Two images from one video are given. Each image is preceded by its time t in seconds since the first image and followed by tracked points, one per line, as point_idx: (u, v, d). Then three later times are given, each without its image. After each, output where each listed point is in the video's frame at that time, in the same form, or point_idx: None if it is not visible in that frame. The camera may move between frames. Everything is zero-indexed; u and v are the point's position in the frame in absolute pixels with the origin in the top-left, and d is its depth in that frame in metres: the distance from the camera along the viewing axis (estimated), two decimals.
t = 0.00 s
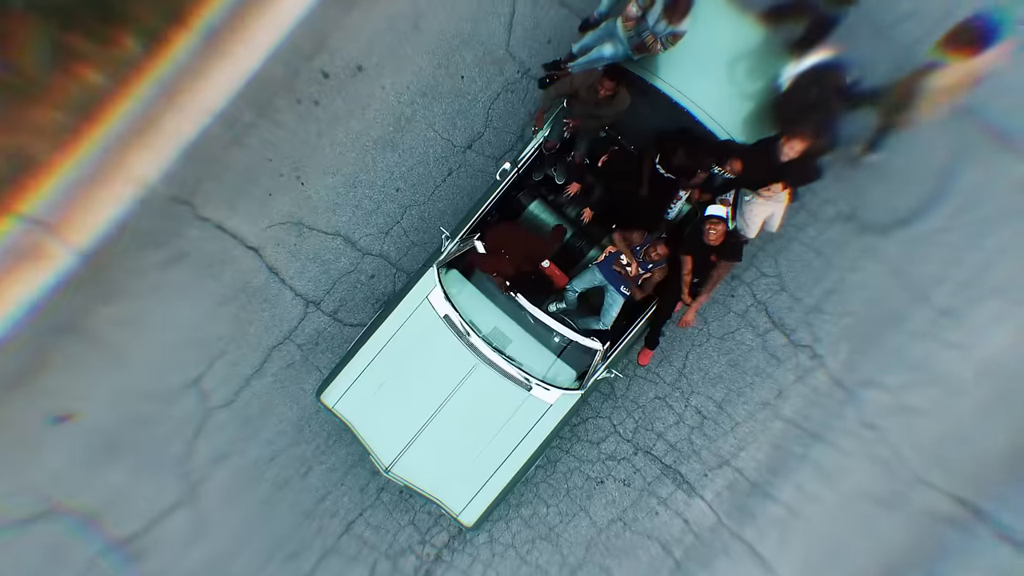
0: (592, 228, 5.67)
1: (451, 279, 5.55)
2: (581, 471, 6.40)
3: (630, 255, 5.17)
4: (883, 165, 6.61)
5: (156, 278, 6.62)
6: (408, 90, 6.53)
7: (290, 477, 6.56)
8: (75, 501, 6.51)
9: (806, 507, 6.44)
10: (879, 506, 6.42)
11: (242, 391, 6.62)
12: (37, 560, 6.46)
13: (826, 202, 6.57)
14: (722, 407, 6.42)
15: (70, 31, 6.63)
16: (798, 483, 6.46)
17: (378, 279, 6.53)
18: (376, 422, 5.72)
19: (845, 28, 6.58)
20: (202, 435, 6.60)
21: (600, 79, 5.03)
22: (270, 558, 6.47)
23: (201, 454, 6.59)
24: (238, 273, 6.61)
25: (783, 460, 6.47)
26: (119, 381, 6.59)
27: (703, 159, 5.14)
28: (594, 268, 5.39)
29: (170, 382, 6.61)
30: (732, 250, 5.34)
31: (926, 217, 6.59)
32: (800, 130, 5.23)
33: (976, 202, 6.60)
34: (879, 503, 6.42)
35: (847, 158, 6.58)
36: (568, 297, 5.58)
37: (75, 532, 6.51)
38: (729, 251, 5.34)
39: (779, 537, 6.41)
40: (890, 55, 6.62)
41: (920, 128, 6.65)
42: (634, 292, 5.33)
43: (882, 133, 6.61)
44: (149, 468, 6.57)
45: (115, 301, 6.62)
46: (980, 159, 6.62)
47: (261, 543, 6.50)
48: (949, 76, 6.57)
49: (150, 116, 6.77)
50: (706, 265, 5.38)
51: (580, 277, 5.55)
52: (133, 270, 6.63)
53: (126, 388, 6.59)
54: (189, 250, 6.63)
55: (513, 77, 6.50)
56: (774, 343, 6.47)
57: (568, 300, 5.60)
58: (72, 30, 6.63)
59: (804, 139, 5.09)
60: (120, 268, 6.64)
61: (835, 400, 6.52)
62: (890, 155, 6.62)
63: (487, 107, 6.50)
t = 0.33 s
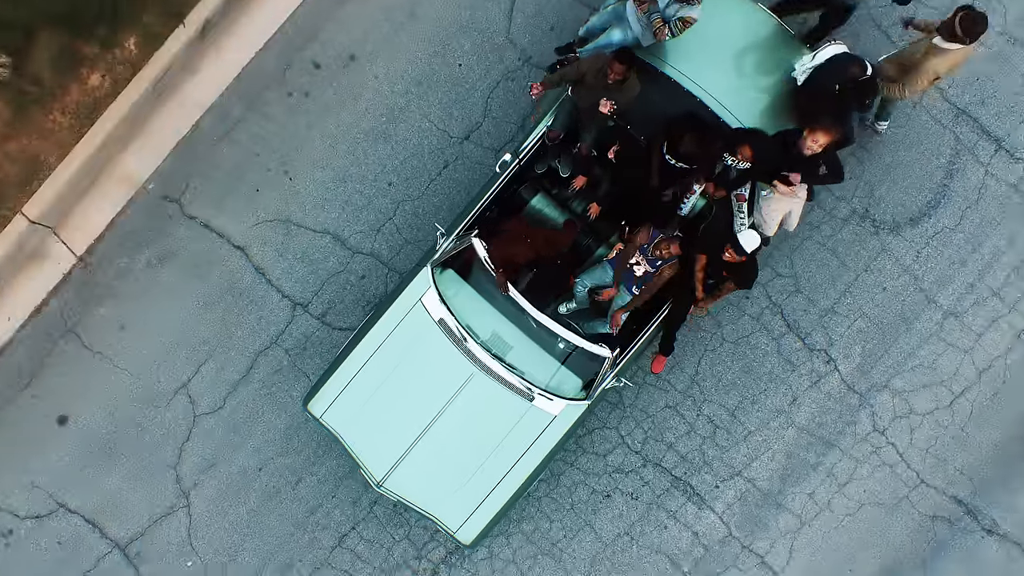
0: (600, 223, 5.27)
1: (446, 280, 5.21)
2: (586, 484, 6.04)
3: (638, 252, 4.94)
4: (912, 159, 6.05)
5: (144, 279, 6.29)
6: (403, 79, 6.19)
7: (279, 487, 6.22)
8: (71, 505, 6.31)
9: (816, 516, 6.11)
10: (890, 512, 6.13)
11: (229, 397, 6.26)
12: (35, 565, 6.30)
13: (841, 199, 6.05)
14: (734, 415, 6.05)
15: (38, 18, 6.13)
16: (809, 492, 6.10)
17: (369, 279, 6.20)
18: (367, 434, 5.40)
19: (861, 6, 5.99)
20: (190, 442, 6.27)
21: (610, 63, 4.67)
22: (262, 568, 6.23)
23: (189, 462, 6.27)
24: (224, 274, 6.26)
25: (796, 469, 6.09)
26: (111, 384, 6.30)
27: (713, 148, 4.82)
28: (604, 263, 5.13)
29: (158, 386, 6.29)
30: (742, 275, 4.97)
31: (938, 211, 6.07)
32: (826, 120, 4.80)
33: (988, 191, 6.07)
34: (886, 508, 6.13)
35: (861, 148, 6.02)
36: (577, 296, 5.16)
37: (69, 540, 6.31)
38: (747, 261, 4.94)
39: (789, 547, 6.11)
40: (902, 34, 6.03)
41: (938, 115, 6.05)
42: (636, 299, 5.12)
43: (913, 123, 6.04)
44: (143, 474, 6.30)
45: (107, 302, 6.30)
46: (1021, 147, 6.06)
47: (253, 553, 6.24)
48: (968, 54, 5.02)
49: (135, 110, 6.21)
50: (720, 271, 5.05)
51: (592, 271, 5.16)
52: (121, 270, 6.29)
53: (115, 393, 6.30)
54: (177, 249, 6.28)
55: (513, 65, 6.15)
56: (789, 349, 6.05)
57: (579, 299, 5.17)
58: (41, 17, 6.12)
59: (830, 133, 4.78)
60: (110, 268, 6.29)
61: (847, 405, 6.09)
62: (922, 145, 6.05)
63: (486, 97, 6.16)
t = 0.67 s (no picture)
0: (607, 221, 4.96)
1: (442, 281, 4.89)
2: (591, 498, 5.69)
3: (638, 251, 4.50)
4: (936, 153, 5.70)
5: (123, 280, 5.93)
6: (397, 68, 5.84)
7: (265, 501, 5.87)
8: (44, 519, 5.95)
9: (835, 532, 5.75)
10: (913, 527, 5.77)
11: (213, 406, 5.90)
12: None
13: (862, 194, 5.70)
14: (749, 425, 5.70)
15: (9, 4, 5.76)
16: (828, 506, 5.74)
17: (361, 280, 5.84)
18: (356, 446, 5.03)
19: None
20: (172, 453, 5.92)
21: (618, 48, 4.33)
22: None
23: (171, 474, 5.92)
24: (207, 274, 5.91)
25: (814, 481, 5.73)
26: (87, 391, 5.95)
27: (726, 136, 4.41)
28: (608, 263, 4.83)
29: (138, 393, 5.94)
30: (762, 285, 4.52)
31: (965, 207, 5.72)
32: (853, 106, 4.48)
33: (1018, 187, 5.72)
34: (910, 523, 5.77)
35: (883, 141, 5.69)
36: (581, 297, 4.88)
37: (43, 556, 5.95)
38: (764, 267, 4.54)
39: (806, 565, 5.75)
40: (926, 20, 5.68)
41: (965, 107, 5.70)
42: (636, 296, 4.67)
43: (938, 114, 5.70)
44: (120, 487, 5.93)
45: (83, 304, 5.94)
46: None
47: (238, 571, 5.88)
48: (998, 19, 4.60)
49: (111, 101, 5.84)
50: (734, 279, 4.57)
51: (593, 272, 4.84)
52: (98, 270, 5.93)
53: (91, 400, 5.94)
54: (158, 248, 5.93)
55: (513, 54, 5.80)
56: (807, 355, 5.70)
57: (582, 299, 4.89)
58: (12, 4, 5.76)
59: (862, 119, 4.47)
60: (86, 269, 5.94)
61: (868, 414, 5.74)
62: (948, 138, 5.70)
63: (485, 86, 5.81)
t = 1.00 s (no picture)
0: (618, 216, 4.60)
1: (436, 282, 4.47)
2: (598, 516, 5.27)
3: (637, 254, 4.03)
4: (971, 144, 5.28)
5: (94, 280, 5.51)
6: (389, 53, 5.42)
7: (247, 519, 5.44)
8: (9, 538, 5.52)
9: (861, 553, 5.33)
10: (946, 549, 5.34)
11: (191, 416, 5.48)
12: None
13: (890, 188, 5.29)
14: (769, 437, 5.28)
15: None
16: (853, 524, 5.32)
17: (349, 281, 5.41)
18: (343, 461, 4.61)
19: None
20: (146, 467, 5.50)
21: (632, 24, 3.88)
22: None
23: (145, 489, 5.50)
24: (184, 274, 5.49)
25: (838, 498, 5.31)
26: (55, 400, 5.53)
27: (760, 130, 3.83)
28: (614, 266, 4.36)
29: (110, 403, 5.52)
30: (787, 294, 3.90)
31: (1002, 202, 5.29)
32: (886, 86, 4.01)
33: None
34: (942, 543, 5.34)
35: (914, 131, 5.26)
36: (584, 300, 4.47)
37: None
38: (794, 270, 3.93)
39: None
40: None
41: (1001, 94, 5.27)
42: (641, 302, 4.23)
43: (973, 101, 5.27)
44: (91, 503, 5.51)
45: (51, 306, 5.52)
46: None
47: None
48: None
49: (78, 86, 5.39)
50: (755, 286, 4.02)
51: (597, 274, 4.41)
52: (67, 271, 5.52)
53: (60, 410, 5.52)
54: (132, 246, 5.51)
55: (514, 37, 5.38)
56: (831, 362, 5.28)
57: (586, 303, 4.48)
58: None
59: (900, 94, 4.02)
60: (55, 268, 5.52)
61: (897, 426, 5.32)
62: (983, 127, 5.28)
63: (484, 72, 5.38)
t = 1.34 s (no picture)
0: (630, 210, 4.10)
1: (429, 282, 4.01)
2: (607, 538, 4.81)
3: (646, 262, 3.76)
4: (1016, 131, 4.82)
5: (58, 280, 5.06)
6: (378, 32, 4.97)
7: (223, 541, 4.98)
8: None
9: None
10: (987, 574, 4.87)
11: (162, 429, 5.02)
12: None
13: (926, 180, 4.84)
14: (793, 452, 4.83)
15: None
16: (886, 547, 4.86)
17: (335, 282, 4.93)
18: (325, 481, 4.15)
19: None
20: (114, 484, 5.03)
21: None
22: None
23: (113, 508, 5.04)
24: (155, 274, 5.03)
25: (869, 518, 4.86)
26: (15, 410, 5.07)
27: (800, 110, 3.38)
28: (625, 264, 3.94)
29: (74, 414, 5.06)
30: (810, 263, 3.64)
31: None
32: (935, 60, 3.53)
33: None
34: (983, 568, 4.88)
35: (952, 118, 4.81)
36: (591, 304, 4.04)
37: None
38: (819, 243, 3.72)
39: None
40: None
41: None
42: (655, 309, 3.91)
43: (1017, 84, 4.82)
44: (53, 524, 5.05)
45: (10, 308, 5.06)
46: None
47: None
48: None
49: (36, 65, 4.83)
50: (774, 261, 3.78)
51: (606, 275, 4.02)
52: (28, 269, 5.06)
53: (20, 422, 5.06)
54: (99, 243, 5.05)
55: (515, 14, 4.92)
56: (862, 369, 4.83)
57: (595, 306, 4.05)
58: None
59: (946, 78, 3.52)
60: (15, 267, 5.06)
61: (933, 440, 4.86)
62: None
63: (482, 53, 4.93)
